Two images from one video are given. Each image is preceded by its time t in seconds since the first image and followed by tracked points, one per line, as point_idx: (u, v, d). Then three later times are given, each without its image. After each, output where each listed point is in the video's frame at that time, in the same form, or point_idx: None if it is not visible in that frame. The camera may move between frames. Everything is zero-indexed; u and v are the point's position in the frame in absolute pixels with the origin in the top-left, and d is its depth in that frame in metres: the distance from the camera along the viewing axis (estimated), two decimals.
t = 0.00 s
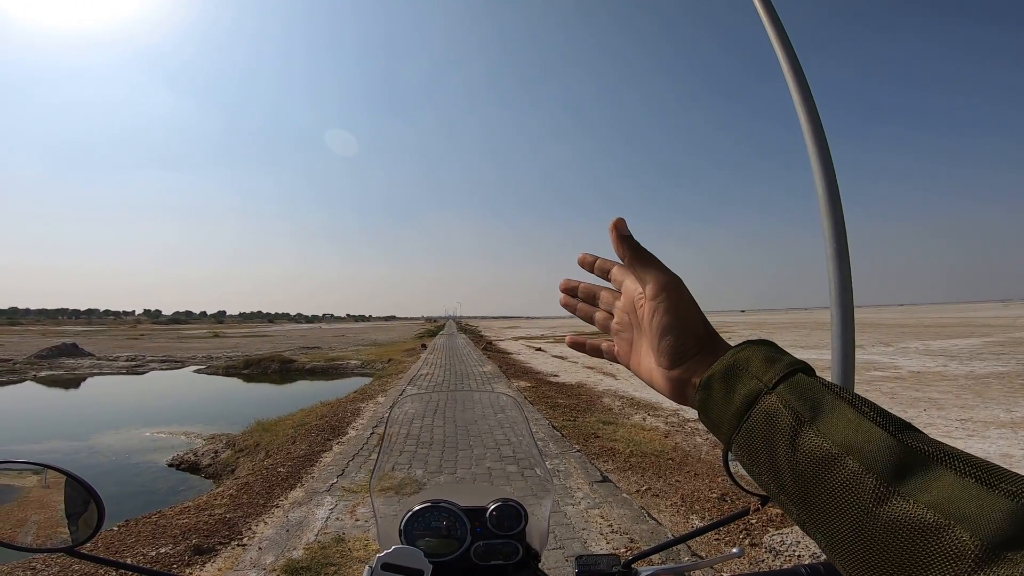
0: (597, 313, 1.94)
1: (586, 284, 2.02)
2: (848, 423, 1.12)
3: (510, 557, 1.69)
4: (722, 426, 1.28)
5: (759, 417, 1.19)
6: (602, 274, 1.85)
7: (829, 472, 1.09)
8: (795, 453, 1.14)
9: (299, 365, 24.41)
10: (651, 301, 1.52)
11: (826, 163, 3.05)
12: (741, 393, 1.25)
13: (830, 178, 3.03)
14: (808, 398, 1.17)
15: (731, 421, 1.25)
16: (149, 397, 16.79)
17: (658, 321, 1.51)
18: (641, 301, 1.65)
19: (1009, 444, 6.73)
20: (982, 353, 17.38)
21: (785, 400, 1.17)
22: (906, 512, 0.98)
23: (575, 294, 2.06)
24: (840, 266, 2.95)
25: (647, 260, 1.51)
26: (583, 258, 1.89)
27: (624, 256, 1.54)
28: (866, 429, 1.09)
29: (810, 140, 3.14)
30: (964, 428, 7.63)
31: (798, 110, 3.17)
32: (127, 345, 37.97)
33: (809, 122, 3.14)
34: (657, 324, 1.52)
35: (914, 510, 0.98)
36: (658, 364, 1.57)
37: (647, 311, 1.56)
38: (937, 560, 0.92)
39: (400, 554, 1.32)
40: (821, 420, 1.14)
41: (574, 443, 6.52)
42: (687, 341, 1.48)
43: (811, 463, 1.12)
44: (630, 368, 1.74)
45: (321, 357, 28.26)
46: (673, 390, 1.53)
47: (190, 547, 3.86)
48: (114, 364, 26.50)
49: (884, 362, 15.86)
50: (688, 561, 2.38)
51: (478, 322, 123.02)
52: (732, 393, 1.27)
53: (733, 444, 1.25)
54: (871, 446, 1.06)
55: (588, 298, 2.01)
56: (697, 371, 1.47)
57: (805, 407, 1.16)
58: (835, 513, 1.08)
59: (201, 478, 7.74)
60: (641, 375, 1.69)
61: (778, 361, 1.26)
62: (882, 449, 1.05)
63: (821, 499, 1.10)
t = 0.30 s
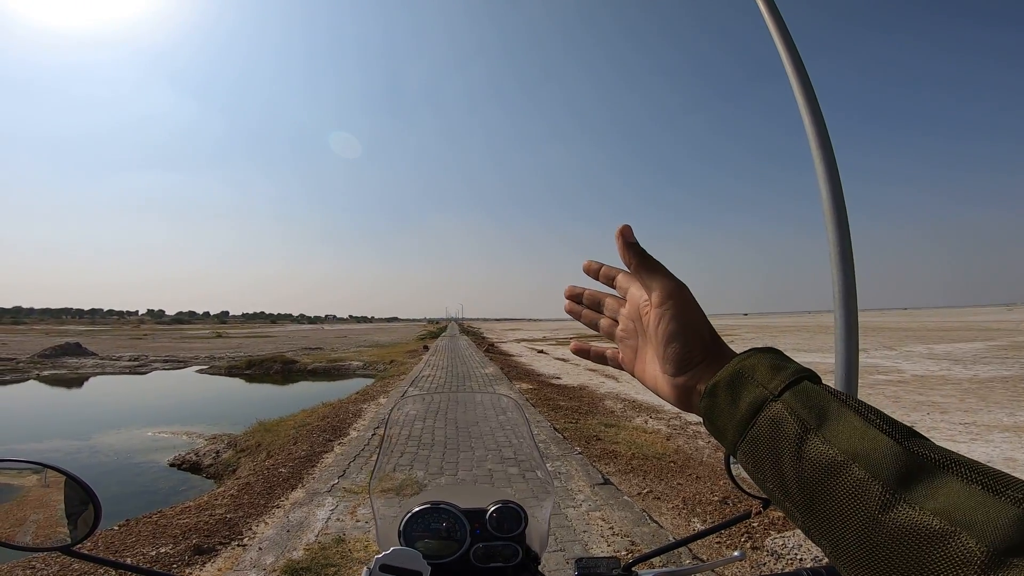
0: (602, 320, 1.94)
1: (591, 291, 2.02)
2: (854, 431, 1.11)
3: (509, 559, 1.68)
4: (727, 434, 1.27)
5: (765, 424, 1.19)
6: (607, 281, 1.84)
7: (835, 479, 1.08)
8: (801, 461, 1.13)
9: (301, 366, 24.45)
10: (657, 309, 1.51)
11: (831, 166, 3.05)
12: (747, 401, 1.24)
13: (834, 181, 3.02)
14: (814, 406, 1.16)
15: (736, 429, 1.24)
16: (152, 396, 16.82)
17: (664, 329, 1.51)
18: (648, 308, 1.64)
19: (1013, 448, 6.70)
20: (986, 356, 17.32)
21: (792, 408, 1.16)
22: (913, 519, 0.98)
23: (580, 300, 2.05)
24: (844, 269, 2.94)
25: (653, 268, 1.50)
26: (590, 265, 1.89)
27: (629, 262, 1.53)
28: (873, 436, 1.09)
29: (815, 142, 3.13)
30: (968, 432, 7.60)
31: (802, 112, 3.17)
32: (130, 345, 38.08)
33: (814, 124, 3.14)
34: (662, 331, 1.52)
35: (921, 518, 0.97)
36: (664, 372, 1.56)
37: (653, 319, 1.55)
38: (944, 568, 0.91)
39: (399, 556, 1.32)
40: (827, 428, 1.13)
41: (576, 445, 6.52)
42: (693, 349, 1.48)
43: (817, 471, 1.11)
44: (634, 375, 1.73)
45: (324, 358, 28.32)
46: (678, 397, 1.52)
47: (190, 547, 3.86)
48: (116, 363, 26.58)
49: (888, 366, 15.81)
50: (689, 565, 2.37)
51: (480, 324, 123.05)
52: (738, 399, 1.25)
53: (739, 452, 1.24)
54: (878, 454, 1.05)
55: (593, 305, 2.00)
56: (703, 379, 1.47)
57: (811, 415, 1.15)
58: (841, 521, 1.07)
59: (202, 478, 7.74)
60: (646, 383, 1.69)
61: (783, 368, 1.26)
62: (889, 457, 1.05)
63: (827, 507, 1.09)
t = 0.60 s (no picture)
0: (599, 321, 1.95)
1: (589, 293, 2.03)
2: (851, 430, 1.11)
3: (513, 561, 1.68)
4: (725, 435, 1.27)
5: (762, 424, 1.19)
6: (605, 282, 1.84)
7: (832, 480, 1.08)
8: (797, 462, 1.13)
9: (304, 366, 24.49)
10: (656, 309, 1.51)
11: (836, 167, 3.04)
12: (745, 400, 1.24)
13: (839, 183, 3.02)
14: (811, 407, 1.16)
15: (734, 430, 1.24)
16: (154, 396, 16.86)
17: (662, 329, 1.51)
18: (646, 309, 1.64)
19: (1016, 450, 6.67)
20: (990, 359, 17.25)
21: (790, 408, 1.17)
22: (908, 518, 0.97)
23: (578, 302, 2.06)
24: (848, 271, 2.94)
25: (652, 268, 1.50)
26: (587, 266, 1.90)
27: (628, 263, 1.52)
28: (869, 436, 1.08)
29: (819, 144, 3.13)
30: (971, 434, 7.57)
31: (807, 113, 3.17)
32: (133, 344, 38.19)
33: (818, 126, 3.13)
34: (662, 331, 1.51)
35: (917, 517, 0.97)
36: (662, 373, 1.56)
37: (651, 319, 1.55)
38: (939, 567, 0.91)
39: (402, 557, 1.32)
40: (824, 428, 1.13)
41: (577, 447, 6.52)
42: (692, 350, 1.48)
43: (813, 471, 1.11)
44: (632, 375, 1.74)
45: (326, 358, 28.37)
46: (676, 398, 1.53)
47: (192, 546, 3.87)
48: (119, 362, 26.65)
49: (891, 368, 15.76)
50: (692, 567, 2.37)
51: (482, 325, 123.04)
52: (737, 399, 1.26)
53: (737, 453, 1.25)
54: (873, 454, 1.05)
55: (591, 306, 2.00)
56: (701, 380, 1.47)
57: (808, 415, 1.15)
58: (838, 521, 1.07)
59: (204, 478, 7.76)
60: (644, 383, 1.69)
61: (782, 369, 1.26)
62: (885, 457, 1.04)
63: (823, 507, 1.09)
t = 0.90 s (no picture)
0: (600, 303, 1.94)
1: (589, 274, 2.01)
2: (864, 417, 1.10)
3: (518, 561, 1.70)
4: (732, 421, 1.26)
5: (771, 408, 1.18)
6: (606, 263, 1.83)
7: (845, 468, 1.08)
8: (808, 448, 1.12)
9: (306, 365, 24.55)
10: (658, 292, 1.49)
11: (841, 169, 3.03)
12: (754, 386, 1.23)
13: (843, 185, 3.01)
14: (823, 393, 1.16)
15: (742, 416, 1.23)
16: (157, 395, 16.92)
17: (666, 313, 1.48)
18: (649, 291, 1.63)
19: (1020, 452, 6.65)
20: (994, 361, 17.21)
21: (799, 393, 1.16)
22: (926, 509, 0.97)
23: (579, 283, 2.04)
24: (853, 271, 2.93)
25: (656, 251, 1.49)
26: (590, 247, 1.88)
27: (632, 245, 1.50)
28: (883, 423, 1.08)
29: (824, 144, 3.12)
30: (974, 435, 7.56)
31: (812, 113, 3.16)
32: (137, 343, 38.35)
33: (823, 126, 3.13)
34: (663, 315, 1.49)
35: (934, 507, 0.96)
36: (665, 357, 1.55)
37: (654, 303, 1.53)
38: (957, 556, 0.91)
39: (409, 559, 1.31)
40: (836, 416, 1.12)
41: (580, 447, 6.53)
42: (696, 334, 1.47)
43: (825, 459, 1.10)
44: (634, 360, 1.73)
45: (329, 358, 28.47)
46: (678, 382, 1.52)
47: (195, 545, 3.88)
48: (122, 361, 26.74)
49: (894, 370, 15.73)
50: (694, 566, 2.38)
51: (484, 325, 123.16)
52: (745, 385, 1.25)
53: (745, 439, 1.24)
54: (887, 442, 1.05)
55: (592, 289, 2.00)
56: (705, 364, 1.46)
57: (820, 402, 1.14)
58: (850, 509, 1.07)
59: (206, 477, 7.79)
60: (646, 366, 1.69)
61: (790, 355, 1.26)
62: (899, 445, 1.04)
63: (836, 495, 1.09)
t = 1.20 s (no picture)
0: (633, 231, 1.78)
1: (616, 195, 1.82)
2: (977, 426, 0.94)
3: (517, 550, 1.70)
4: (798, 401, 1.09)
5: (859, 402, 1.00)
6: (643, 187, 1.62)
7: (940, 479, 0.93)
8: (899, 451, 0.97)
9: (308, 353, 24.66)
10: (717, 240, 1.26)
11: (847, 164, 3.01)
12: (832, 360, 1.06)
13: (849, 180, 2.99)
14: (927, 392, 0.97)
15: (813, 402, 1.06)
16: (160, 383, 17.04)
17: (722, 264, 1.27)
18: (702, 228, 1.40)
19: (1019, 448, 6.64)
20: (995, 356, 17.20)
21: (900, 385, 0.98)
22: None
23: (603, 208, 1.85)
24: (857, 266, 2.92)
25: (721, 182, 1.23)
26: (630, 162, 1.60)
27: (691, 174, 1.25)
28: (996, 436, 0.92)
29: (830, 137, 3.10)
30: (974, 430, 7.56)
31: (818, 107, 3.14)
32: (140, 332, 38.57)
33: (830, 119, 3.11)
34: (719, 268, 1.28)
35: None
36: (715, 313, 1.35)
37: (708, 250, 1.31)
38: None
39: (407, 546, 1.32)
40: (940, 419, 0.95)
41: (580, 437, 6.56)
42: (758, 293, 1.24)
43: (915, 466, 0.95)
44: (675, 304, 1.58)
45: (332, 346, 28.60)
46: (720, 342, 1.34)
47: (197, 534, 3.92)
48: (125, 350, 26.87)
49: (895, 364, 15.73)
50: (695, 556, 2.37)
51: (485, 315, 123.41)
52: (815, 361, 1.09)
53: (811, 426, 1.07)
54: (1004, 456, 0.89)
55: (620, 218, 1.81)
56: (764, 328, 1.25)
57: (923, 402, 0.97)
58: (930, 523, 0.94)
59: (209, 465, 7.85)
60: (685, 316, 1.53)
61: (885, 339, 1.06)
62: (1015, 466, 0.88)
63: (916, 504, 0.96)
